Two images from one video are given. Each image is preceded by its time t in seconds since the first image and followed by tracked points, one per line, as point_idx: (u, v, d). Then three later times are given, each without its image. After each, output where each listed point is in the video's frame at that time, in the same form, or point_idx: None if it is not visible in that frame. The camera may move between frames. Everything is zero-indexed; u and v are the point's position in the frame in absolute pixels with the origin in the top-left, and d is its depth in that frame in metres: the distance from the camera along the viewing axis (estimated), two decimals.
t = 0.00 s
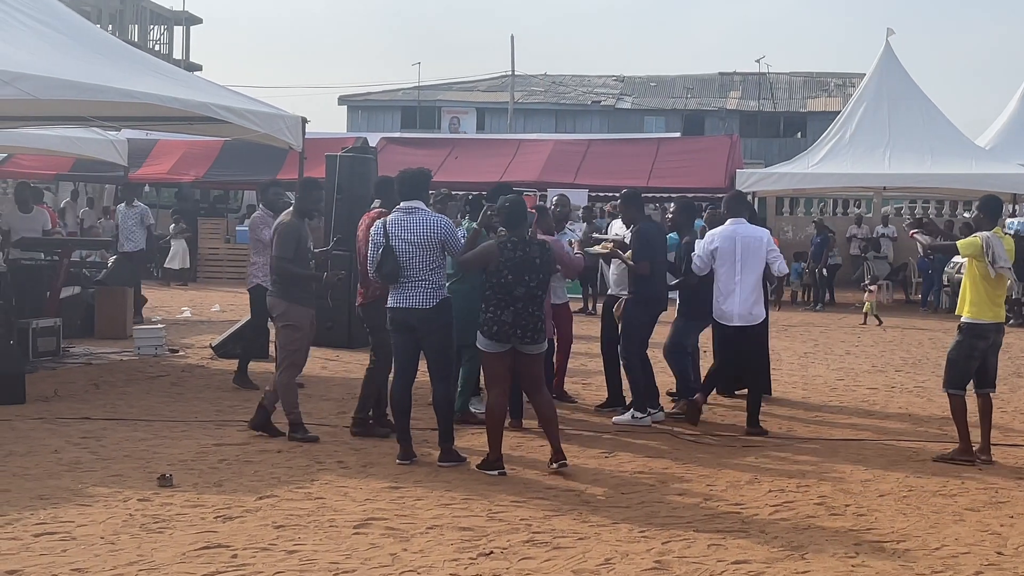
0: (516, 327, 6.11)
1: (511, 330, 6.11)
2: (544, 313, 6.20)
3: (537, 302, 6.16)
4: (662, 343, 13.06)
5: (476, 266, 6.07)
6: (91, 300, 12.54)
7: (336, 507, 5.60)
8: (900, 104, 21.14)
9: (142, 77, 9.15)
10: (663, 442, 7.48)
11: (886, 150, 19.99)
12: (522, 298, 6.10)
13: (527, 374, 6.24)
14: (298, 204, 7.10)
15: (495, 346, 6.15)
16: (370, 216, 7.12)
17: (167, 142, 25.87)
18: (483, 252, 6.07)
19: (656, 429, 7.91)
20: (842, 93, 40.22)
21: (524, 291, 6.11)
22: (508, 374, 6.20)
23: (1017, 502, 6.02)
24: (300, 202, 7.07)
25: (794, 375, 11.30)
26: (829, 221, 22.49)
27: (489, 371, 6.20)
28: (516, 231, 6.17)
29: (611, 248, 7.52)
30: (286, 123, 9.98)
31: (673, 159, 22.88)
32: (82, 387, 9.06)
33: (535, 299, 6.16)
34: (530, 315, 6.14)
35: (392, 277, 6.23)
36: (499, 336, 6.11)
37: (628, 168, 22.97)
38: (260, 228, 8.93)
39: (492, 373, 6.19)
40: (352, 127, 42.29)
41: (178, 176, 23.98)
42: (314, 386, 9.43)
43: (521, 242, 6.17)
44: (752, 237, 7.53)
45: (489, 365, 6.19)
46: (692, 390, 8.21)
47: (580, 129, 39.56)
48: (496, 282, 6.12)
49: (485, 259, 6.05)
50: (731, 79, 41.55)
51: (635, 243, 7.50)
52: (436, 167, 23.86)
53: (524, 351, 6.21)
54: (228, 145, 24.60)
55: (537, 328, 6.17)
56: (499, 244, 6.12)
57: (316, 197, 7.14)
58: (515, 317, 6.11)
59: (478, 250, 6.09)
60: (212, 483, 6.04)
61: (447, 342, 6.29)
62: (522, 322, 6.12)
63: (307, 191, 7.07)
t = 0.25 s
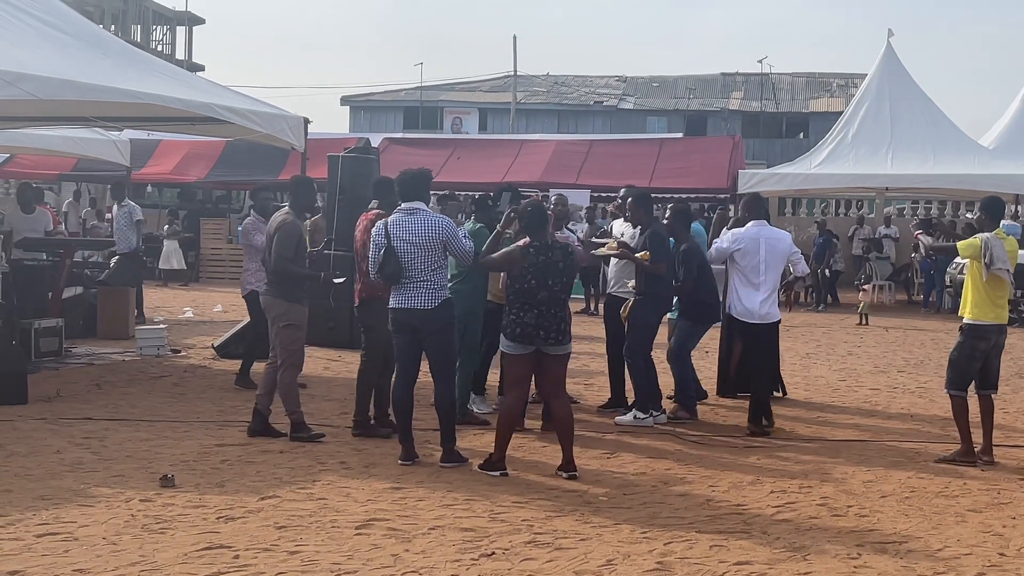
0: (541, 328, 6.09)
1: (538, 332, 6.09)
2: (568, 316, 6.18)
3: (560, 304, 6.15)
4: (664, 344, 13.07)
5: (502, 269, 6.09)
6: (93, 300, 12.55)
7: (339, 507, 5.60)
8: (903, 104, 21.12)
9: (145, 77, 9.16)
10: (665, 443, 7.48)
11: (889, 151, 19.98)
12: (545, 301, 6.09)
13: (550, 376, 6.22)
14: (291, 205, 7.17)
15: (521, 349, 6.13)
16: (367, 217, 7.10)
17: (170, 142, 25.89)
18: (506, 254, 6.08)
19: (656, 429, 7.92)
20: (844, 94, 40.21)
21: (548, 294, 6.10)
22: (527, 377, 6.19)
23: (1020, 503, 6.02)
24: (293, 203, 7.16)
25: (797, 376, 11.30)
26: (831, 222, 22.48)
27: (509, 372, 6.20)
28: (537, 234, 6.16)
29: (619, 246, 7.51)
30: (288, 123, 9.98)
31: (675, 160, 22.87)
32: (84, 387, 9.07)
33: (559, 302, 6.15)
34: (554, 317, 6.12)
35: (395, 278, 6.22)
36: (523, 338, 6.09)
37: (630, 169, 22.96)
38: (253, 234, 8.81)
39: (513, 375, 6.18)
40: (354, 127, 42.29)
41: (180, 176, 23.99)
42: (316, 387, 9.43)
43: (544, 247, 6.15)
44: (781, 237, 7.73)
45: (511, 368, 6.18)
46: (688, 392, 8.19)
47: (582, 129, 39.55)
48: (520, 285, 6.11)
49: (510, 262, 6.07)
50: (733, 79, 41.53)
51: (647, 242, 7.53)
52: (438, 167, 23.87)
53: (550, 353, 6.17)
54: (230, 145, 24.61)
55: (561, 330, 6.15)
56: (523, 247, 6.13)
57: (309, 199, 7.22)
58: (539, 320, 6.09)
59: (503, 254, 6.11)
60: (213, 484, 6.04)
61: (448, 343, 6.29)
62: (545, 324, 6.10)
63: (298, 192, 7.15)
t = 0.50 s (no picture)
0: (567, 329, 6.07)
1: (564, 333, 6.07)
2: (594, 315, 6.18)
3: (584, 305, 6.15)
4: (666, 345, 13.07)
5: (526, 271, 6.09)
6: (95, 300, 12.56)
7: (340, 507, 5.60)
8: (905, 104, 21.11)
9: (147, 77, 9.17)
10: (667, 444, 7.48)
11: (891, 150, 19.98)
12: (571, 301, 6.08)
13: (574, 377, 6.18)
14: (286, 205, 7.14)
15: (547, 351, 6.10)
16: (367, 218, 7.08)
17: (172, 142, 25.91)
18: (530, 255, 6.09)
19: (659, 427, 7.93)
20: (846, 94, 40.19)
21: (573, 294, 6.10)
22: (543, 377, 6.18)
23: (1022, 504, 6.01)
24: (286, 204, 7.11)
25: (798, 376, 11.30)
26: (833, 222, 22.46)
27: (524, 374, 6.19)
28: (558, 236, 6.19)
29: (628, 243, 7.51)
30: (290, 123, 9.99)
31: (677, 160, 22.87)
32: (86, 387, 9.07)
33: (583, 302, 6.14)
34: (579, 317, 6.11)
35: (397, 277, 6.22)
36: (550, 341, 6.06)
37: (632, 169, 22.96)
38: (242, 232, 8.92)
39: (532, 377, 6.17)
40: (356, 127, 42.28)
41: (181, 176, 24.00)
42: (318, 387, 9.43)
43: (565, 246, 6.17)
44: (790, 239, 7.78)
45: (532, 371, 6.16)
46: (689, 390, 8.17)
47: (583, 130, 39.54)
48: (545, 287, 6.11)
49: (535, 262, 6.08)
50: (735, 79, 41.52)
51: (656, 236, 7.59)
52: (439, 167, 23.88)
53: (576, 353, 6.15)
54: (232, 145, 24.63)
55: (588, 330, 6.14)
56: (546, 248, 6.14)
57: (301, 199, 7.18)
58: (565, 322, 6.07)
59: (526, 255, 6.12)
60: (215, 483, 6.04)
61: (450, 343, 6.29)
62: (573, 325, 6.08)
63: (291, 192, 7.11)
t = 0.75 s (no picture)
0: (573, 328, 6.07)
1: (569, 332, 6.07)
2: (601, 316, 6.16)
3: (593, 306, 6.12)
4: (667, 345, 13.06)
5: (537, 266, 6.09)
6: (97, 300, 12.57)
7: (341, 507, 5.60)
8: (907, 104, 21.09)
9: (148, 77, 9.17)
10: (668, 444, 7.47)
11: (892, 151, 19.97)
12: (579, 301, 6.07)
13: (579, 376, 6.17)
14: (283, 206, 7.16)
15: (551, 348, 6.11)
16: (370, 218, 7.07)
17: (173, 142, 25.92)
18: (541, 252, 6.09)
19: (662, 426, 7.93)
20: (848, 95, 40.17)
21: (581, 294, 6.08)
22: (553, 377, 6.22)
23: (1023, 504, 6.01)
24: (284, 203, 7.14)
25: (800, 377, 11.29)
26: (834, 223, 22.44)
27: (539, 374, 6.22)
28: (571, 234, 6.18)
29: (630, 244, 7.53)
30: (291, 123, 9.99)
31: (678, 160, 22.86)
32: (86, 387, 9.08)
33: (593, 302, 6.12)
34: (586, 318, 6.09)
35: (396, 277, 6.21)
36: (554, 338, 6.07)
37: (633, 169, 22.95)
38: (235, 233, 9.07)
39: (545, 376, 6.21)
40: (357, 127, 42.26)
41: (182, 176, 24.00)
42: (318, 387, 9.43)
43: (577, 245, 6.14)
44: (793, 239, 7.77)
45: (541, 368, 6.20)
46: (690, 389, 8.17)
47: (585, 130, 39.52)
48: (554, 284, 6.10)
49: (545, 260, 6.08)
50: (737, 79, 41.50)
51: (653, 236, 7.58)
52: (440, 168, 23.88)
53: (580, 352, 6.14)
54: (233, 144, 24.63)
55: (594, 330, 6.13)
56: (559, 246, 6.13)
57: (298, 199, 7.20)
58: (571, 321, 6.06)
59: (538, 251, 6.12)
60: (216, 483, 6.04)
61: (451, 342, 6.29)
62: (578, 325, 6.07)
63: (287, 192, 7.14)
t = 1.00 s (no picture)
0: (574, 328, 6.07)
1: (570, 332, 6.06)
2: (603, 316, 6.16)
3: (594, 306, 6.12)
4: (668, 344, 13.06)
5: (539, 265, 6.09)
6: (98, 300, 12.57)
7: (342, 506, 5.60)
8: (908, 104, 21.09)
9: (148, 76, 9.17)
10: (669, 443, 7.47)
11: (893, 150, 19.97)
12: (580, 300, 6.08)
13: (580, 375, 6.17)
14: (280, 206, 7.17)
15: (552, 348, 6.10)
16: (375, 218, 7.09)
17: (175, 142, 25.92)
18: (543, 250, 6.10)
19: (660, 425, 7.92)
20: (849, 94, 40.17)
21: (583, 293, 6.09)
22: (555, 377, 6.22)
23: None
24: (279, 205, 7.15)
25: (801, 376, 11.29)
26: (835, 223, 22.44)
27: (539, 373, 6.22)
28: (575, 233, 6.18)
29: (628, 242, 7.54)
30: (292, 122, 9.99)
31: (679, 159, 22.86)
32: (87, 386, 9.08)
33: (594, 302, 6.13)
34: (587, 317, 6.10)
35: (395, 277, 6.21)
36: (556, 338, 6.07)
37: (634, 168, 22.95)
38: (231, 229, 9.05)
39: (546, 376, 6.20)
40: (358, 126, 42.26)
41: (183, 176, 24.01)
42: (319, 386, 9.43)
43: (580, 245, 6.14)
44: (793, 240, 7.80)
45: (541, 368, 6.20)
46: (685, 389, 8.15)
47: (586, 129, 39.52)
48: (556, 283, 6.11)
49: (546, 259, 6.08)
50: (737, 79, 41.50)
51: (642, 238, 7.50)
52: (441, 167, 23.89)
53: (582, 352, 6.14)
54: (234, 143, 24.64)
55: (595, 329, 6.12)
56: (561, 245, 6.13)
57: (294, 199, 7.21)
58: (572, 321, 6.06)
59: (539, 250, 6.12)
60: (217, 483, 6.05)
61: (451, 340, 6.30)
62: (580, 325, 6.07)
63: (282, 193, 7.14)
